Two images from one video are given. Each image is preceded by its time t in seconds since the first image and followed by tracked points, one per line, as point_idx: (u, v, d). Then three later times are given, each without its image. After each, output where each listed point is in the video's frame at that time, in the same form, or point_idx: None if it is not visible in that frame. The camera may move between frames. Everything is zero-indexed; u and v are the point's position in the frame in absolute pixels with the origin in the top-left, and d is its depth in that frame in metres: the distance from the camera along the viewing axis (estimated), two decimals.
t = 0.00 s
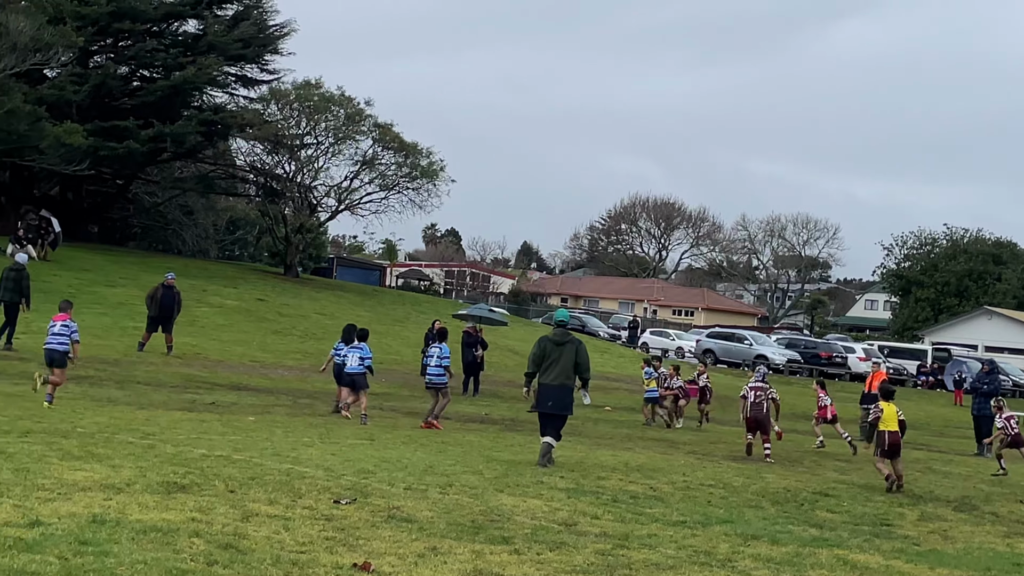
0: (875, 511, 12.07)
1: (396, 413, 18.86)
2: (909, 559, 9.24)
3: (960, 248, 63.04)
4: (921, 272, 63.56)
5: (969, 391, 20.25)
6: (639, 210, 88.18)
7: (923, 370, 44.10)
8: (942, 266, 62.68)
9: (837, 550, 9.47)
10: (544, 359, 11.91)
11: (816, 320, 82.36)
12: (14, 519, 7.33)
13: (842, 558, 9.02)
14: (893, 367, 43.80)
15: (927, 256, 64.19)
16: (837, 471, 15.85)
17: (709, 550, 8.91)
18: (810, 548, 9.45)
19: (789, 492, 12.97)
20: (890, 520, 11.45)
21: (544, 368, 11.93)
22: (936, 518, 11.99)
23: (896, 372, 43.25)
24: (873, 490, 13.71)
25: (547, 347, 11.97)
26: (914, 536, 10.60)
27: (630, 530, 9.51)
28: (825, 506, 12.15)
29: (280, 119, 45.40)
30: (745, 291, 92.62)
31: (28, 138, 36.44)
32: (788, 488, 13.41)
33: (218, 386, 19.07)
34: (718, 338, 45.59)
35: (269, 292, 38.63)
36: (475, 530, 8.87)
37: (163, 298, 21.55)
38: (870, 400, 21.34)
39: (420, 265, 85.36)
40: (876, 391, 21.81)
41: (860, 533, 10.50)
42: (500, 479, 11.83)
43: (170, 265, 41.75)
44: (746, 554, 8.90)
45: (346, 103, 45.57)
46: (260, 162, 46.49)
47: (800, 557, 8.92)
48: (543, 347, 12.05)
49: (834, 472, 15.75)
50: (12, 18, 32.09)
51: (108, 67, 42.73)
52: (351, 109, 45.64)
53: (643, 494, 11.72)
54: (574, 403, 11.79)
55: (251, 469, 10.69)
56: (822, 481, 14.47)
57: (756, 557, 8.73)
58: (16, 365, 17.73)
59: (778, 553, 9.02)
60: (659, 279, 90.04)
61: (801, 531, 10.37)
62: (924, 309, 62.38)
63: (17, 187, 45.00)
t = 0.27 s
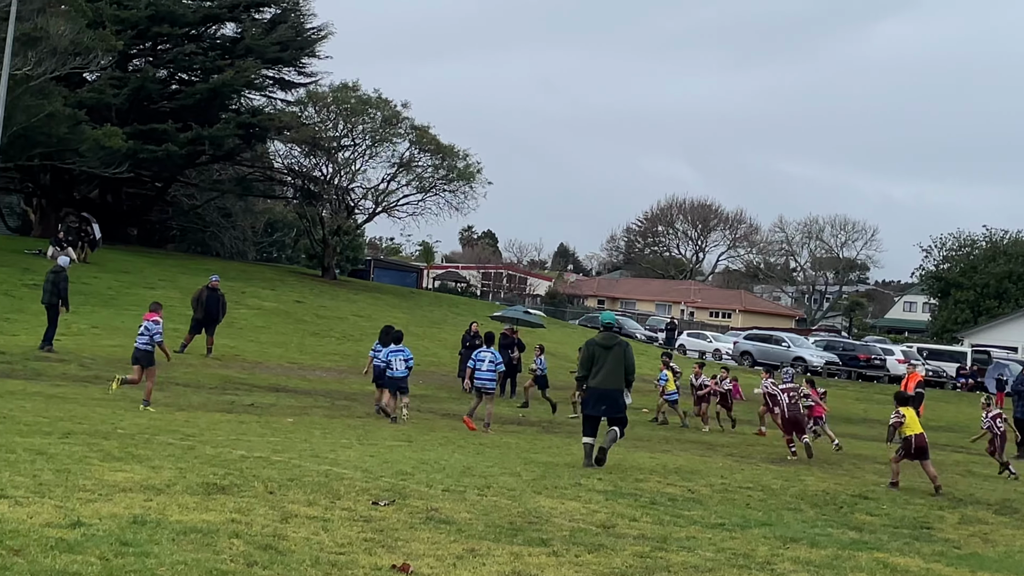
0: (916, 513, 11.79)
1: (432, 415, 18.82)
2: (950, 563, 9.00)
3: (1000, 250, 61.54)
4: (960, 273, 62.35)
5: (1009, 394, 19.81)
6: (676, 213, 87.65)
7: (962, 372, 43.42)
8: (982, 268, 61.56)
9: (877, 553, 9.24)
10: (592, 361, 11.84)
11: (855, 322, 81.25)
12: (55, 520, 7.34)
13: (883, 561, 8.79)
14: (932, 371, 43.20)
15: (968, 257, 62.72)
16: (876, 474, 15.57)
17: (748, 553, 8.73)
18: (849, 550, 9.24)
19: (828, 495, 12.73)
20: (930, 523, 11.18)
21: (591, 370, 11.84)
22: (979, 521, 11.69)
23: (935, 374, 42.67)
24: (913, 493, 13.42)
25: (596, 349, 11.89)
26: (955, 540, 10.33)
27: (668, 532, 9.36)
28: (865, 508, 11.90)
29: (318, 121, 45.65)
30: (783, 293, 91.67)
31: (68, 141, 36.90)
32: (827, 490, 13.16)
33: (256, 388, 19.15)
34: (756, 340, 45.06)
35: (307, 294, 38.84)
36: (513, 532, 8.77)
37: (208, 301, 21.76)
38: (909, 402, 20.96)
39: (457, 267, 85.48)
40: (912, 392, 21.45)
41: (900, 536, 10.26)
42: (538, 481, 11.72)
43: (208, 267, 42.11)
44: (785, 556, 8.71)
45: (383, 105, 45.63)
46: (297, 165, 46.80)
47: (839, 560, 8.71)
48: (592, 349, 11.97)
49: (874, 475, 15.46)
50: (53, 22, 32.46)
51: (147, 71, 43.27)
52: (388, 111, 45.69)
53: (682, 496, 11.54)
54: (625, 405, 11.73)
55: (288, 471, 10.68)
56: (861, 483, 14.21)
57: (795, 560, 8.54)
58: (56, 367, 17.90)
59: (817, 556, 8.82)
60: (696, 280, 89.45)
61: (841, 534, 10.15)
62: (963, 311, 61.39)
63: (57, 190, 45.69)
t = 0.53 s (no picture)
0: (956, 517, 11.51)
1: (468, 418, 18.75)
2: (993, 568, 8.76)
3: None
4: (1000, 276, 60.64)
5: None
6: (713, 215, 87.01)
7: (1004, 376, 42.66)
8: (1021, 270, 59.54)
9: (918, 557, 9.02)
10: (648, 365, 11.69)
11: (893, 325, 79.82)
12: (96, 521, 7.34)
13: (923, 566, 8.58)
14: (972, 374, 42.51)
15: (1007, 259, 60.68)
16: (917, 478, 15.25)
17: (787, 557, 8.54)
18: (890, 554, 9.02)
19: (867, 499, 12.46)
20: (971, 528, 10.90)
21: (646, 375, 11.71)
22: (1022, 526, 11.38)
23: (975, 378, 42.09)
24: (954, 498, 13.11)
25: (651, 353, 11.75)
26: (997, 544, 10.06)
27: (707, 536, 9.19)
28: (905, 512, 11.63)
29: (354, 124, 45.89)
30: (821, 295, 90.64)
31: (106, 146, 37.37)
32: (866, 494, 12.90)
33: (293, 390, 19.20)
34: (793, 343, 44.30)
35: (344, 297, 39.01)
36: (552, 535, 8.65)
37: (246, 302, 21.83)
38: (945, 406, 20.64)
39: (493, 269, 85.49)
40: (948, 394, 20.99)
41: (941, 540, 10.00)
42: (575, 484, 11.58)
43: (246, 271, 42.45)
44: (825, 560, 8.51)
45: (420, 108, 45.64)
46: (334, 168, 47.07)
47: (879, 564, 8.50)
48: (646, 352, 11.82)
49: (914, 479, 15.16)
50: (93, 28, 32.86)
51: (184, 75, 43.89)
52: (425, 115, 45.80)
53: (720, 500, 11.35)
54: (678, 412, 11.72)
55: (326, 473, 10.64)
56: (902, 487, 13.91)
57: (835, 564, 8.35)
58: (95, 370, 18.06)
59: (857, 560, 8.61)
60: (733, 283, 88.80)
61: (881, 538, 9.91)
62: (1002, 314, 60.32)
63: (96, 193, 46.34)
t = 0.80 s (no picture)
0: (992, 521, 11.27)
1: (500, 421, 18.67)
2: None
3: None
4: None
5: None
6: (743, 218, 85.99)
7: None
8: None
9: (953, 561, 8.83)
10: (708, 367, 11.90)
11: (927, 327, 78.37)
12: (130, 524, 7.35)
13: (960, 570, 8.38)
14: (1005, 377, 41.75)
15: None
16: (952, 482, 14.95)
17: (821, 561, 8.38)
18: (925, 558, 8.83)
19: (901, 503, 12.23)
20: (1008, 532, 10.65)
21: (706, 377, 11.90)
22: None
23: (1009, 380, 41.58)
24: (989, 502, 12.83)
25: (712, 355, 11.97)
26: None
27: (740, 539, 9.04)
28: (940, 516, 11.41)
29: (385, 127, 46.16)
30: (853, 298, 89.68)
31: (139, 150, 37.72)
32: (900, 497, 12.68)
33: (325, 393, 19.21)
34: (826, 345, 44.00)
35: (375, 300, 39.11)
36: (584, 538, 8.54)
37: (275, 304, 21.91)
38: (977, 408, 20.15)
39: (523, 272, 85.36)
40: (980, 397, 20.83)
41: (977, 545, 9.79)
42: (608, 487, 11.45)
43: (277, 274, 42.68)
44: (860, 565, 8.33)
45: (451, 111, 45.96)
46: (365, 171, 47.16)
47: (915, 569, 8.31)
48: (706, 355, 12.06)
49: (949, 482, 14.89)
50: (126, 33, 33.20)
51: (216, 79, 44.45)
52: (456, 117, 46.07)
53: (753, 503, 11.18)
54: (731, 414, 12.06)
55: (357, 476, 10.61)
56: (937, 491, 13.63)
57: (869, 568, 8.17)
58: (129, 372, 18.19)
59: (892, 564, 8.43)
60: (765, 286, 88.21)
61: (916, 541, 9.71)
62: None
63: (129, 197, 46.79)
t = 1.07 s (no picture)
0: None
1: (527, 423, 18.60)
2: None
3: None
4: None
5: None
6: (772, 219, 85.96)
7: None
8: None
9: (985, 564, 8.66)
10: (757, 373, 11.94)
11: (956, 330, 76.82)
12: (160, 527, 7.36)
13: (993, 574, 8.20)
14: None
15: None
16: (984, 485, 14.71)
17: (851, 564, 8.24)
18: (956, 562, 8.67)
19: (931, 506, 12.03)
20: None
21: (756, 383, 11.93)
22: None
23: None
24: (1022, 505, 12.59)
25: (756, 361, 12.04)
26: None
27: (769, 542, 8.92)
28: (971, 519, 11.20)
29: (413, 130, 46.22)
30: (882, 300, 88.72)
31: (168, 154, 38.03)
32: (931, 500, 12.47)
33: (352, 396, 19.23)
34: (856, 348, 43.63)
35: (402, 302, 39.17)
36: (612, 542, 8.46)
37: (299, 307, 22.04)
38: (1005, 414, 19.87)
39: (551, 275, 85.25)
40: (1009, 401, 20.50)
41: (1009, 548, 9.60)
42: (636, 490, 11.35)
43: (304, 277, 42.84)
44: (890, 567, 8.19)
45: (478, 114, 46.02)
46: (393, 174, 47.32)
47: (947, 572, 8.15)
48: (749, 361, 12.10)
49: (980, 485, 14.64)
50: (154, 37, 33.47)
51: (244, 82, 44.66)
52: (483, 120, 46.11)
53: (782, 506, 11.04)
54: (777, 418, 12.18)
55: (386, 479, 10.58)
56: (969, 494, 13.41)
57: (900, 572, 8.03)
58: (158, 376, 18.30)
59: (923, 568, 8.27)
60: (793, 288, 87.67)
61: (946, 544, 9.53)
62: None
63: (158, 201, 47.22)
